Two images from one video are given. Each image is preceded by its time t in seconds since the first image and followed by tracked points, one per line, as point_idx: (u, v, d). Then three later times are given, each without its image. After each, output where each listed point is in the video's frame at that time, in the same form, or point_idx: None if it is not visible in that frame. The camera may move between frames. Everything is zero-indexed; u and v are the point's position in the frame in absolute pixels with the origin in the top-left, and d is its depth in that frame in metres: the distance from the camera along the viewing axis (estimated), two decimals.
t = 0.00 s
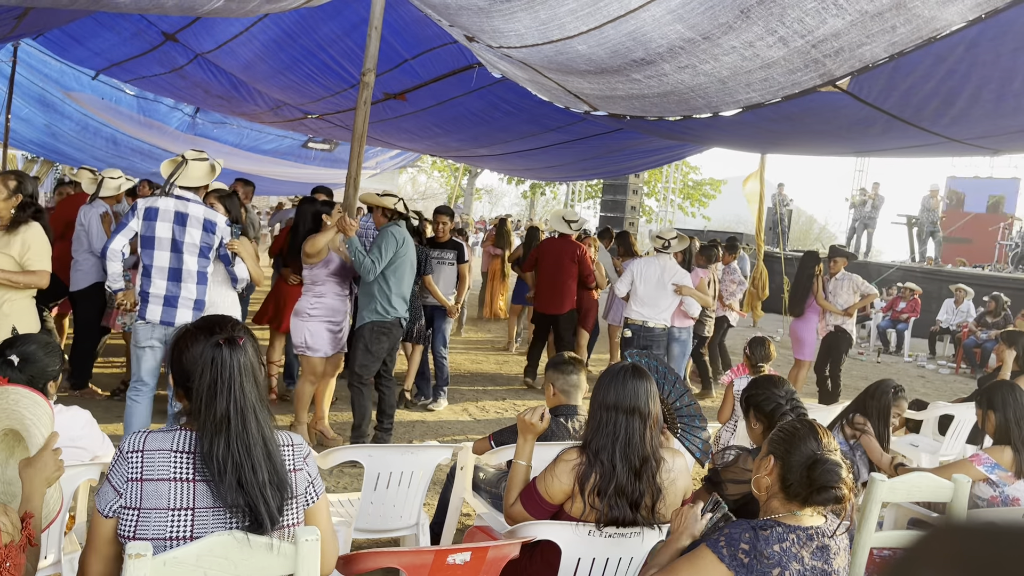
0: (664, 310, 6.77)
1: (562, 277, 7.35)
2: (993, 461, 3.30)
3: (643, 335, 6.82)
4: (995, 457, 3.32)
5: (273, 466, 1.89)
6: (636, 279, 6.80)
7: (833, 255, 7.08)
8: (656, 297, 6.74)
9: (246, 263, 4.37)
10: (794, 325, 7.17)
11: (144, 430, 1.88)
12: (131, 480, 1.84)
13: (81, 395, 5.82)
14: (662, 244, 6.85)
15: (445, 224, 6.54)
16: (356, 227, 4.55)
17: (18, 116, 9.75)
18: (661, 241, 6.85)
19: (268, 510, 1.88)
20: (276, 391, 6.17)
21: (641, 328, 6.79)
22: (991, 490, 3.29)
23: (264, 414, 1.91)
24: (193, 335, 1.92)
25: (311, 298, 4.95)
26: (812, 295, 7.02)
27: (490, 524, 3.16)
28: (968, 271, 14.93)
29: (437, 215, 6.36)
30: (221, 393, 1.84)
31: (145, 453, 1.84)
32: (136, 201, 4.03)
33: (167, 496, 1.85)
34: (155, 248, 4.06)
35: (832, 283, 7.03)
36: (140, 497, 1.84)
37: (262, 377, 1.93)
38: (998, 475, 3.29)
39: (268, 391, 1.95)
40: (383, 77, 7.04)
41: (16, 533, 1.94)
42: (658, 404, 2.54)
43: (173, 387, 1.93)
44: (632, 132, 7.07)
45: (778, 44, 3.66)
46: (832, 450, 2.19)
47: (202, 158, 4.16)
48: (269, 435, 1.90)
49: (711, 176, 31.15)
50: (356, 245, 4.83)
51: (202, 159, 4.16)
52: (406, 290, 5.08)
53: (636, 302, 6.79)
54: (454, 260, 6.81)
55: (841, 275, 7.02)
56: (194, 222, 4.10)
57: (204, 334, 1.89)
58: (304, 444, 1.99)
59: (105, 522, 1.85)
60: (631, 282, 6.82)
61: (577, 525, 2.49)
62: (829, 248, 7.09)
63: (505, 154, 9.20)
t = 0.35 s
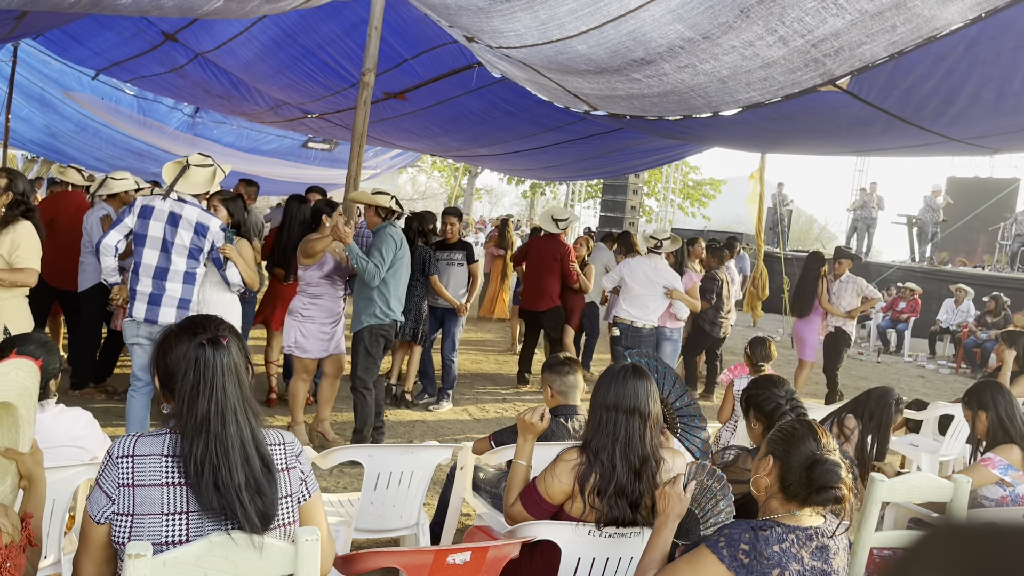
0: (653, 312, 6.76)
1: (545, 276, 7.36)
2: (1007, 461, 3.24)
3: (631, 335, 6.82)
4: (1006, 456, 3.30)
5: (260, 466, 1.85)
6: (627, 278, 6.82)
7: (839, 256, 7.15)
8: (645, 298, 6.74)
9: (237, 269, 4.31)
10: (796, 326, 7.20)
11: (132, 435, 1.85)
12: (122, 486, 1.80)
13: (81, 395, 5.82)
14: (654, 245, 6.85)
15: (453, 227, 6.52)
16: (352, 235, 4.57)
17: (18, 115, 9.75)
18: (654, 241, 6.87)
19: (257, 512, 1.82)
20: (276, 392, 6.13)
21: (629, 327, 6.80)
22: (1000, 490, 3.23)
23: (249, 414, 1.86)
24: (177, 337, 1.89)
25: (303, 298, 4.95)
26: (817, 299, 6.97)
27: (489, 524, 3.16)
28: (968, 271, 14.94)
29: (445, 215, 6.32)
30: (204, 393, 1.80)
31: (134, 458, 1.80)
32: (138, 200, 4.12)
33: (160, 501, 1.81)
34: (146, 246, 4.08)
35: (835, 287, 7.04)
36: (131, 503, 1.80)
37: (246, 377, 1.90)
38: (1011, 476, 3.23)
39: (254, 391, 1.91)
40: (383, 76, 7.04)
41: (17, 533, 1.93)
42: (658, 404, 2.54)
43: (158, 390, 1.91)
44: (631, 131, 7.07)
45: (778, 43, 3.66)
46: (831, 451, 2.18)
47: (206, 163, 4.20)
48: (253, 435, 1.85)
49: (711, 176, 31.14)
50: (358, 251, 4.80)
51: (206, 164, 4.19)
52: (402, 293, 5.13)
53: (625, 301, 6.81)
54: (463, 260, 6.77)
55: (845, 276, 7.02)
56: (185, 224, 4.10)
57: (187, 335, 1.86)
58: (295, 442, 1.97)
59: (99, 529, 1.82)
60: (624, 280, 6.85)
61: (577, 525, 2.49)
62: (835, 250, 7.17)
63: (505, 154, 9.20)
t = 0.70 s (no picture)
0: (653, 310, 6.76)
1: (535, 277, 7.36)
2: (1011, 467, 3.17)
3: (632, 335, 6.82)
4: (1007, 461, 3.27)
5: (252, 468, 1.84)
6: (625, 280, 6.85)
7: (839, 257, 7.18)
8: (645, 295, 6.75)
9: (224, 268, 4.26)
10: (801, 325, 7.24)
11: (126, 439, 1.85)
12: (118, 491, 1.80)
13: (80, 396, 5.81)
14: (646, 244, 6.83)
15: (458, 227, 6.61)
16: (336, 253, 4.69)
17: (18, 115, 9.76)
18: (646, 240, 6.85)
19: (252, 512, 1.82)
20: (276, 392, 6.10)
21: (630, 327, 6.80)
22: (1003, 492, 3.14)
23: (240, 415, 1.85)
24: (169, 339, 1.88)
25: (313, 301, 5.06)
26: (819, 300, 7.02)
27: (489, 524, 3.16)
28: (969, 271, 14.95)
29: (452, 215, 6.42)
30: (194, 395, 1.80)
31: (129, 462, 1.80)
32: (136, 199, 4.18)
33: (156, 504, 1.81)
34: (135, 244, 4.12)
35: (837, 287, 7.01)
36: (128, 507, 1.80)
37: (238, 378, 1.89)
38: (1015, 480, 3.16)
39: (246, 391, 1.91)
40: (383, 76, 7.04)
41: (16, 532, 1.94)
42: (658, 404, 2.54)
43: (151, 392, 1.90)
44: (631, 131, 7.07)
45: (778, 42, 3.65)
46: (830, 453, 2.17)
47: (199, 163, 4.17)
48: (245, 436, 1.85)
49: (711, 177, 31.12)
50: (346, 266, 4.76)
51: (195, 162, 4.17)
52: (398, 295, 5.01)
53: (624, 301, 6.83)
54: (466, 262, 6.73)
55: (845, 277, 7.02)
56: (171, 223, 4.10)
57: (178, 336, 1.86)
58: (290, 441, 1.97)
59: (96, 533, 1.82)
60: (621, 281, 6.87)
61: (577, 525, 2.49)
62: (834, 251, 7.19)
63: (505, 153, 9.20)
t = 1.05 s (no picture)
0: (662, 314, 6.76)
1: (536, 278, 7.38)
2: (1012, 471, 3.17)
3: (641, 338, 6.81)
4: (1010, 464, 3.24)
5: (248, 468, 1.84)
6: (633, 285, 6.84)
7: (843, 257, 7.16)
8: (654, 298, 6.75)
9: (226, 265, 4.24)
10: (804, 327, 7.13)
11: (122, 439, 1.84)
12: (116, 493, 1.80)
13: (80, 396, 5.80)
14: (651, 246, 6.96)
15: (458, 228, 6.59)
16: (321, 252, 4.71)
17: (18, 115, 9.76)
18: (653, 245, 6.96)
19: (248, 513, 1.82)
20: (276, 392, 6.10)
21: (639, 330, 6.79)
22: (1005, 493, 3.15)
23: (236, 415, 1.85)
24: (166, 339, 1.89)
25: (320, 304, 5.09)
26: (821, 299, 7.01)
27: (490, 524, 3.16)
28: (969, 271, 14.95)
29: (451, 216, 6.40)
30: (190, 394, 1.80)
31: (126, 464, 1.79)
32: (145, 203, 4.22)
33: (154, 506, 1.81)
34: (138, 245, 4.15)
35: (840, 286, 7.07)
36: (126, 509, 1.80)
37: (234, 377, 1.89)
38: (1017, 485, 3.16)
39: (241, 391, 1.91)
40: (382, 76, 7.04)
41: (17, 533, 1.93)
42: (657, 404, 2.54)
43: (147, 393, 1.90)
44: (631, 131, 7.07)
45: (778, 42, 3.65)
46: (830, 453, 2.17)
47: (194, 162, 4.13)
48: (241, 435, 1.85)
49: (711, 176, 31.08)
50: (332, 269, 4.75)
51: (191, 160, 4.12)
52: (391, 296, 4.93)
53: (632, 305, 6.83)
54: (462, 263, 6.70)
55: (849, 277, 7.05)
56: (169, 222, 4.10)
57: (174, 336, 1.86)
58: (288, 441, 1.98)
59: (94, 535, 1.82)
60: (629, 285, 6.88)
61: (577, 525, 2.48)
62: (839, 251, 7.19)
63: (505, 153, 9.20)
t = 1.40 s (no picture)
0: (663, 314, 6.75)
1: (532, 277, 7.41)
2: (1013, 470, 3.17)
3: (642, 340, 6.82)
4: (1012, 465, 3.23)
5: (246, 469, 1.84)
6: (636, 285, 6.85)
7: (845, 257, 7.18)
8: (655, 298, 6.74)
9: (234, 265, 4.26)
10: (806, 327, 7.17)
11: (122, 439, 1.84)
12: (116, 493, 1.80)
13: (80, 396, 5.80)
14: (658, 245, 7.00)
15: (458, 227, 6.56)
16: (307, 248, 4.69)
17: (18, 116, 9.76)
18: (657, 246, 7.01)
19: (246, 513, 1.82)
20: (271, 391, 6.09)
21: (640, 332, 6.80)
22: (1005, 492, 3.15)
23: (234, 415, 1.85)
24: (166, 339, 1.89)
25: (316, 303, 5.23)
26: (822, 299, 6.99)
27: (489, 524, 3.16)
28: (968, 271, 14.96)
29: (451, 216, 6.39)
30: (189, 394, 1.80)
31: (126, 464, 1.79)
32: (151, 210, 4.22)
33: (154, 506, 1.81)
34: (147, 250, 4.13)
35: (842, 286, 7.04)
36: (126, 509, 1.80)
37: (233, 377, 1.89)
38: (1017, 485, 3.16)
39: (240, 391, 1.91)
40: (382, 75, 7.04)
41: (17, 533, 1.93)
42: (657, 404, 2.54)
43: (147, 392, 1.91)
44: (631, 130, 7.07)
45: (778, 42, 3.65)
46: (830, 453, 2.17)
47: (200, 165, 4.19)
48: (238, 436, 1.85)
49: (711, 176, 31.05)
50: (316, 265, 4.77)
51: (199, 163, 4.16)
52: (377, 296, 4.91)
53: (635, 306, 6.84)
54: (463, 262, 6.64)
55: (851, 276, 7.06)
56: (179, 224, 4.11)
57: (174, 335, 1.86)
58: (288, 441, 1.98)
59: (94, 535, 1.82)
60: (632, 287, 6.91)
61: (577, 525, 2.49)
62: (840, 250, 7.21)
63: (504, 153, 9.20)
